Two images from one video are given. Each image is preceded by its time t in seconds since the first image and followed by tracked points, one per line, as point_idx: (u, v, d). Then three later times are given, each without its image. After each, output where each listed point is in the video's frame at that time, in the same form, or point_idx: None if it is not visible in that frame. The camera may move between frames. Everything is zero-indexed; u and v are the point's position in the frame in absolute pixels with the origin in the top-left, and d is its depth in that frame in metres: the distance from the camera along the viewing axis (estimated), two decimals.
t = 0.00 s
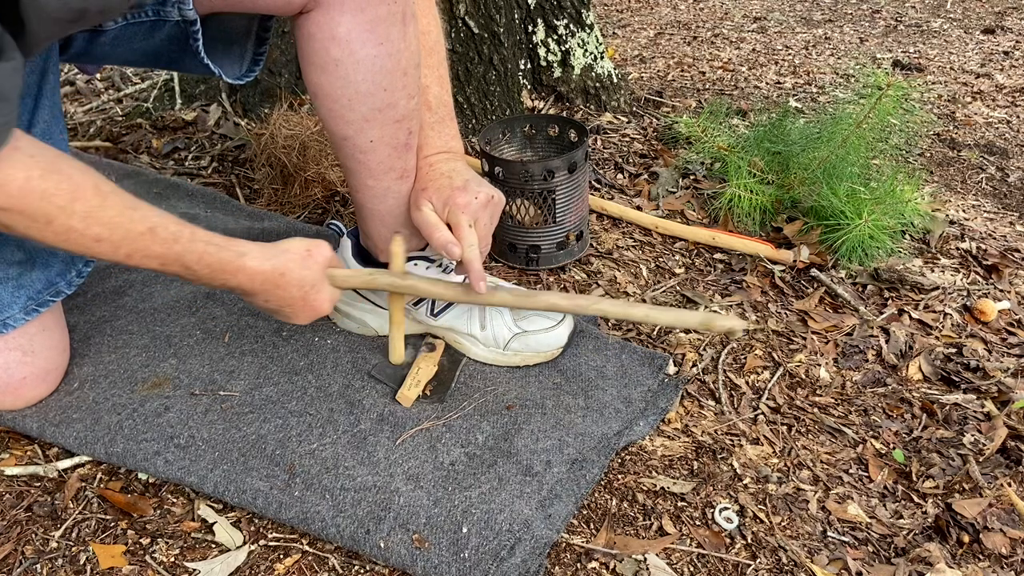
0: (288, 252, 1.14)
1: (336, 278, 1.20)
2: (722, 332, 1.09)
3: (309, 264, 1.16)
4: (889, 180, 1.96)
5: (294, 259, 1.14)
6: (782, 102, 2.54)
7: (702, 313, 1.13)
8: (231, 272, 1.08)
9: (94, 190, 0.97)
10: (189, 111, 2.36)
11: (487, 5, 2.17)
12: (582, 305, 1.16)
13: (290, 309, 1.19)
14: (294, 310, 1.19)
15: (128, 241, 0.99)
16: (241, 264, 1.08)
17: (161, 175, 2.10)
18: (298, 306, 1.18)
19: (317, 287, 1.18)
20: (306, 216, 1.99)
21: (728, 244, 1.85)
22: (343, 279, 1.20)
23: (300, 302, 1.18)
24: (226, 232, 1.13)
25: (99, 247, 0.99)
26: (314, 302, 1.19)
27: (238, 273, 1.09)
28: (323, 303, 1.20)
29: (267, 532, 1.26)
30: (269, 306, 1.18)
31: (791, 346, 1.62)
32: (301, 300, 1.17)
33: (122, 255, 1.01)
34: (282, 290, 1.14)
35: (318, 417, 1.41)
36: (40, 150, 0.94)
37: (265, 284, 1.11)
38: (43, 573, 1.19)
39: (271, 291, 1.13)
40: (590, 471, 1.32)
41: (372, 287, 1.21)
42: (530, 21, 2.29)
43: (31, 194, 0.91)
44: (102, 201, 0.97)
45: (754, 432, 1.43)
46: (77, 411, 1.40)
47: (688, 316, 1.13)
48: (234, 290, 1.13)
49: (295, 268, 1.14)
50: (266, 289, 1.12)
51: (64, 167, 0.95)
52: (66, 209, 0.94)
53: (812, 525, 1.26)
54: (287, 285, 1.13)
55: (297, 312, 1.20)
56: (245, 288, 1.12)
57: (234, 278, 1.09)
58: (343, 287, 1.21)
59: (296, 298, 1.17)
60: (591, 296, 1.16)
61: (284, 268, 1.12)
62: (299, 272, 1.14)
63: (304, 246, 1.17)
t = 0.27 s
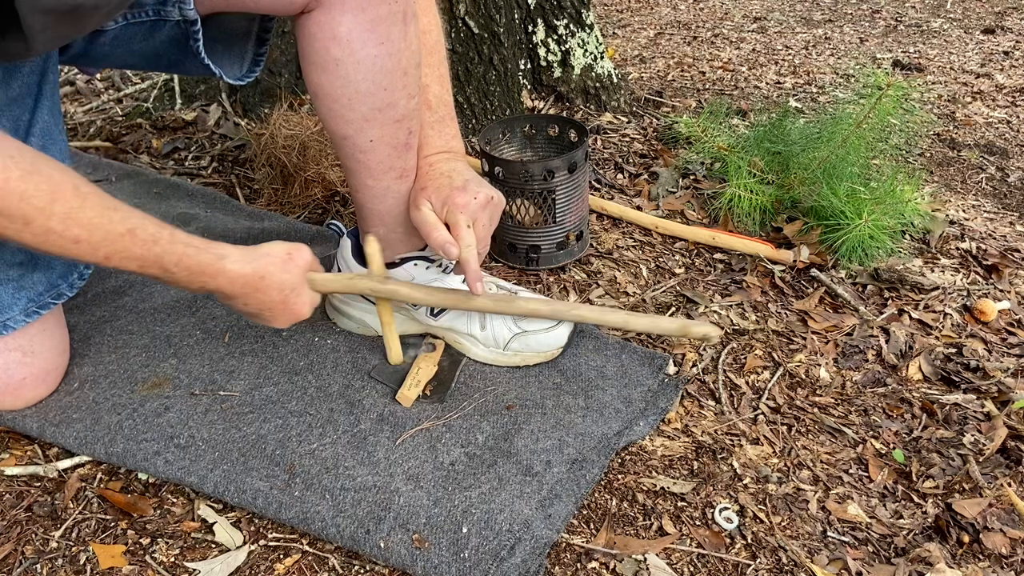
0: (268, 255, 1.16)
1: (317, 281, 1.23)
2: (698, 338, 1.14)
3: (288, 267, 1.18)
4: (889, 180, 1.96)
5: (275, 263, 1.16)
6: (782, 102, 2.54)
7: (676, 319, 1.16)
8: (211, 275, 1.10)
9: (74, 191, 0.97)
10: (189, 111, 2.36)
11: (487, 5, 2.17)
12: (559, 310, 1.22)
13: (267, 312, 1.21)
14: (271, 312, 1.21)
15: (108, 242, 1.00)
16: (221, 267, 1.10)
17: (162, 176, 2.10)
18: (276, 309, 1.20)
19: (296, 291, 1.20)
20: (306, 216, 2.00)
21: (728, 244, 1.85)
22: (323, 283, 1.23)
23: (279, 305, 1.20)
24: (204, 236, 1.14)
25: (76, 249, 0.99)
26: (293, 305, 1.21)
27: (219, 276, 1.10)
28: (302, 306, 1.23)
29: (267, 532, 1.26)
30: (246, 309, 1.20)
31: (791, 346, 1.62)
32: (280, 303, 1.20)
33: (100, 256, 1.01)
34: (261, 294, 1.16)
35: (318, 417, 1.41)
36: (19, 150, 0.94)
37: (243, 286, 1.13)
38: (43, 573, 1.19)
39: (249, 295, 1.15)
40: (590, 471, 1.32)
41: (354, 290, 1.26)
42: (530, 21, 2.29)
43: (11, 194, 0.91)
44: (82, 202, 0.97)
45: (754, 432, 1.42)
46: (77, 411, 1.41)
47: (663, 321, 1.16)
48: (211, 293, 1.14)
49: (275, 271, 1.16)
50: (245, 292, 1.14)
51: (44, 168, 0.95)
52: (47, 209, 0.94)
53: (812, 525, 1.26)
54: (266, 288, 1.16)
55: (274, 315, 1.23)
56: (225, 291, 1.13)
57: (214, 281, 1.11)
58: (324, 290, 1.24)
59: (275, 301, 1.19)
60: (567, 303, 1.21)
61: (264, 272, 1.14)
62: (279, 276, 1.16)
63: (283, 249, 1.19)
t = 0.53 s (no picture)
0: (255, 259, 1.18)
1: (304, 284, 1.27)
2: (678, 332, 1.15)
3: (276, 270, 1.20)
4: (888, 180, 1.96)
5: (262, 267, 1.18)
6: (782, 102, 2.54)
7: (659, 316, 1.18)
8: (200, 279, 1.11)
9: (64, 192, 0.97)
10: (189, 111, 2.36)
11: (487, 5, 2.17)
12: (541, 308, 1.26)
13: (255, 315, 1.23)
14: (259, 315, 1.23)
15: (96, 245, 1.00)
16: (210, 271, 1.11)
17: (162, 176, 2.10)
18: (264, 312, 1.22)
19: (284, 294, 1.22)
20: (306, 216, 2.00)
21: (728, 244, 1.85)
22: (309, 285, 1.28)
23: (266, 307, 1.22)
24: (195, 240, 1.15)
25: (65, 250, 0.99)
26: (280, 308, 1.23)
27: (208, 280, 1.12)
28: (290, 310, 1.25)
29: (267, 532, 1.26)
30: (235, 313, 1.22)
31: (791, 346, 1.62)
32: (267, 306, 1.21)
33: (88, 259, 1.01)
34: (249, 297, 1.18)
35: (318, 417, 1.41)
36: (9, 151, 0.95)
37: (230, 289, 1.14)
38: (43, 573, 1.19)
39: (237, 298, 1.17)
40: (590, 471, 1.32)
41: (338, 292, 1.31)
42: (530, 21, 2.29)
43: None
44: (71, 203, 0.98)
45: (754, 432, 1.43)
46: (77, 411, 1.41)
47: (646, 318, 1.18)
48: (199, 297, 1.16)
49: (263, 275, 1.18)
50: (233, 295, 1.16)
51: (34, 168, 0.96)
52: (35, 209, 0.94)
53: (812, 525, 1.26)
54: (254, 291, 1.17)
55: (262, 318, 1.24)
56: (213, 295, 1.15)
57: (203, 285, 1.12)
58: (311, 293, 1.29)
59: (263, 304, 1.21)
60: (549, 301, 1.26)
61: (252, 276, 1.16)
62: (267, 280, 1.18)
63: (271, 254, 1.21)
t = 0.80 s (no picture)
0: (248, 258, 1.19)
1: (297, 282, 1.27)
2: (675, 316, 1.23)
3: (268, 268, 1.21)
4: (889, 180, 1.96)
5: (255, 265, 1.19)
6: (782, 102, 2.54)
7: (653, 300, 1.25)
8: (193, 278, 1.11)
9: (59, 192, 0.98)
10: (189, 111, 2.36)
11: (487, 5, 2.17)
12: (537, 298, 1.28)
13: (249, 315, 1.23)
14: (253, 315, 1.24)
15: (90, 245, 1.01)
16: (204, 269, 1.12)
17: (162, 176, 2.10)
18: (259, 311, 1.23)
19: (277, 292, 1.23)
20: (306, 216, 2.00)
21: (728, 244, 1.85)
22: (303, 283, 1.28)
23: (261, 306, 1.22)
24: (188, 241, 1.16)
25: (60, 250, 0.99)
26: (274, 306, 1.24)
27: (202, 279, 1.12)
28: (283, 308, 1.25)
29: (267, 532, 1.26)
30: (228, 313, 1.22)
31: (791, 346, 1.62)
32: (261, 304, 1.22)
33: (82, 259, 1.02)
34: (242, 296, 1.18)
35: (318, 417, 1.41)
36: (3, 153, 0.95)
37: (224, 289, 1.15)
38: (43, 573, 1.19)
39: (231, 298, 1.17)
40: (590, 471, 1.32)
41: (332, 290, 1.31)
42: (530, 21, 2.30)
43: None
44: (66, 203, 0.98)
45: (754, 432, 1.43)
46: (77, 411, 1.41)
47: (641, 302, 1.25)
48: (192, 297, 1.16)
49: (256, 273, 1.18)
50: (227, 294, 1.16)
51: (28, 169, 0.96)
52: (30, 209, 0.95)
53: (812, 525, 1.26)
54: (248, 289, 1.18)
55: (257, 318, 1.25)
56: (207, 295, 1.15)
57: (196, 284, 1.12)
58: (304, 291, 1.29)
59: (256, 303, 1.21)
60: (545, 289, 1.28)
61: (245, 274, 1.17)
62: (260, 278, 1.19)
63: (262, 253, 1.22)
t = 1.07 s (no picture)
0: (242, 253, 1.19)
1: (293, 276, 1.30)
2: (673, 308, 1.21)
3: (264, 263, 1.21)
4: (888, 180, 1.96)
5: (250, 259, 1.19)
6: (783, 102, 2.54)
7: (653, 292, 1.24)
8: (189, 273, 1.11)
9: (53, 189, 0.98)
10: (189, 111, 2.36)
11: (487, 5, 2.17)
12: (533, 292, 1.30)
13: (246, 311, 1.23)
14: (250, 311, 1.24)
15: (85, 241, 1.01)
16: (200, 265, 1.12)
17: (162, 176, 2.11)
18: (256, 306, 1.23)
19: (273, 286, 1.23)
20: (306, 216, 2.00)
21: (728, 244, 1.85)
22: (299, 278, 1.30)
23: (257, 301, 1.22)
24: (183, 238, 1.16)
25: (55, 247, 0.99)
26: (270, 301, 1.24)
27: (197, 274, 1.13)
28: (280, 303, 1.26)
29: (267, 532, 1.26)
30: (225, 310, 1.22)
31: (791, 346, 1.62)
32: (258, 300, 1.22)
33: (77, 255, 1.02)
34: (239, 292, 1.18)
35: (318, 417, 1.41)
36: None
37: (221, 285, 1.15)
38: (43, 573, 1.19)
39: (227, 293, 1.17)
40: (590, 471, 1.32)
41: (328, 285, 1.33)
42: (530, 21, 2.30)
43: None
44: (60, 200, 0.98)
45: (754, 432, 1.43)
46: (77, 411, 1.41)
47: (641, 295, 1.25)
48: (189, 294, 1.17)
49: (252, 268, 1.19)
50: (223, 289, 1.16)
51: (22, 166, 0.96)
52: (25, 206, 0.95)
53: (812, 525, 1.26)
54: (244, 284, 1.18)
55: (254, 313, 1.25)
56: (203, 291, 1.16)
57: (192, 280, 1.13)
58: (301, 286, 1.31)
59: (253, 298, 1.21)
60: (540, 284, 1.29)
61: (241, 268, 1.17)
62: (255, 272, 1.19)
63: (256, 249, 1.23)
